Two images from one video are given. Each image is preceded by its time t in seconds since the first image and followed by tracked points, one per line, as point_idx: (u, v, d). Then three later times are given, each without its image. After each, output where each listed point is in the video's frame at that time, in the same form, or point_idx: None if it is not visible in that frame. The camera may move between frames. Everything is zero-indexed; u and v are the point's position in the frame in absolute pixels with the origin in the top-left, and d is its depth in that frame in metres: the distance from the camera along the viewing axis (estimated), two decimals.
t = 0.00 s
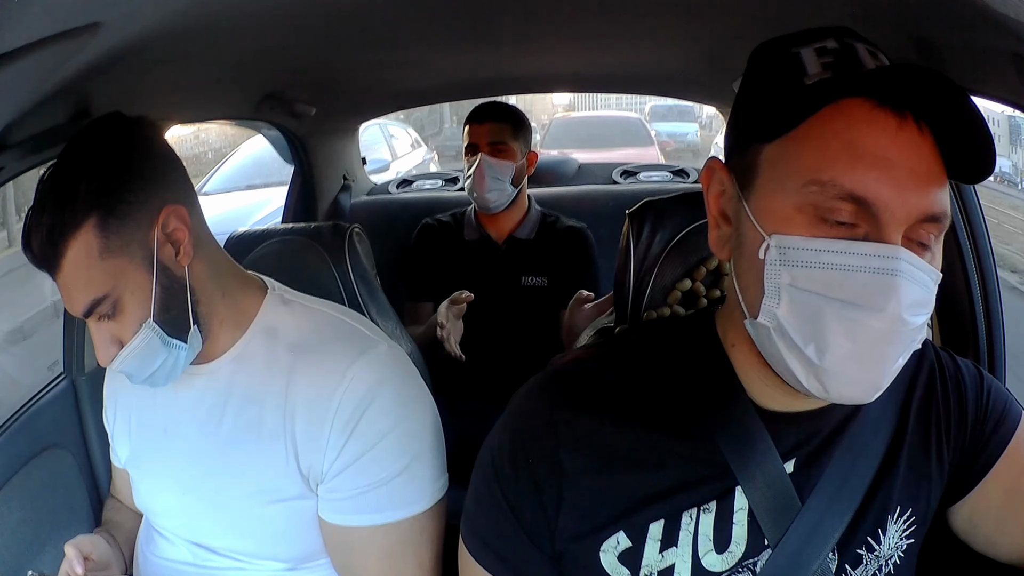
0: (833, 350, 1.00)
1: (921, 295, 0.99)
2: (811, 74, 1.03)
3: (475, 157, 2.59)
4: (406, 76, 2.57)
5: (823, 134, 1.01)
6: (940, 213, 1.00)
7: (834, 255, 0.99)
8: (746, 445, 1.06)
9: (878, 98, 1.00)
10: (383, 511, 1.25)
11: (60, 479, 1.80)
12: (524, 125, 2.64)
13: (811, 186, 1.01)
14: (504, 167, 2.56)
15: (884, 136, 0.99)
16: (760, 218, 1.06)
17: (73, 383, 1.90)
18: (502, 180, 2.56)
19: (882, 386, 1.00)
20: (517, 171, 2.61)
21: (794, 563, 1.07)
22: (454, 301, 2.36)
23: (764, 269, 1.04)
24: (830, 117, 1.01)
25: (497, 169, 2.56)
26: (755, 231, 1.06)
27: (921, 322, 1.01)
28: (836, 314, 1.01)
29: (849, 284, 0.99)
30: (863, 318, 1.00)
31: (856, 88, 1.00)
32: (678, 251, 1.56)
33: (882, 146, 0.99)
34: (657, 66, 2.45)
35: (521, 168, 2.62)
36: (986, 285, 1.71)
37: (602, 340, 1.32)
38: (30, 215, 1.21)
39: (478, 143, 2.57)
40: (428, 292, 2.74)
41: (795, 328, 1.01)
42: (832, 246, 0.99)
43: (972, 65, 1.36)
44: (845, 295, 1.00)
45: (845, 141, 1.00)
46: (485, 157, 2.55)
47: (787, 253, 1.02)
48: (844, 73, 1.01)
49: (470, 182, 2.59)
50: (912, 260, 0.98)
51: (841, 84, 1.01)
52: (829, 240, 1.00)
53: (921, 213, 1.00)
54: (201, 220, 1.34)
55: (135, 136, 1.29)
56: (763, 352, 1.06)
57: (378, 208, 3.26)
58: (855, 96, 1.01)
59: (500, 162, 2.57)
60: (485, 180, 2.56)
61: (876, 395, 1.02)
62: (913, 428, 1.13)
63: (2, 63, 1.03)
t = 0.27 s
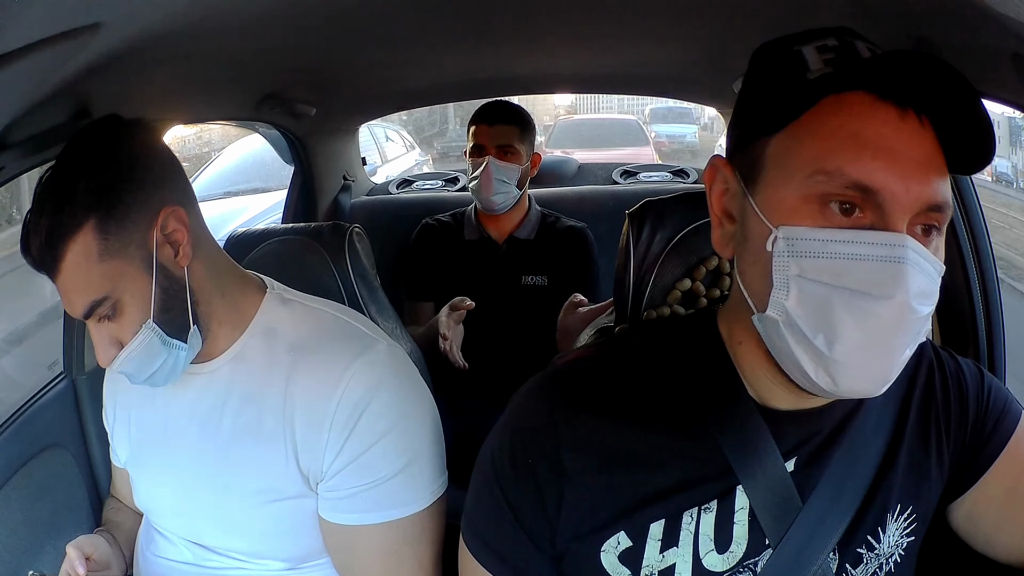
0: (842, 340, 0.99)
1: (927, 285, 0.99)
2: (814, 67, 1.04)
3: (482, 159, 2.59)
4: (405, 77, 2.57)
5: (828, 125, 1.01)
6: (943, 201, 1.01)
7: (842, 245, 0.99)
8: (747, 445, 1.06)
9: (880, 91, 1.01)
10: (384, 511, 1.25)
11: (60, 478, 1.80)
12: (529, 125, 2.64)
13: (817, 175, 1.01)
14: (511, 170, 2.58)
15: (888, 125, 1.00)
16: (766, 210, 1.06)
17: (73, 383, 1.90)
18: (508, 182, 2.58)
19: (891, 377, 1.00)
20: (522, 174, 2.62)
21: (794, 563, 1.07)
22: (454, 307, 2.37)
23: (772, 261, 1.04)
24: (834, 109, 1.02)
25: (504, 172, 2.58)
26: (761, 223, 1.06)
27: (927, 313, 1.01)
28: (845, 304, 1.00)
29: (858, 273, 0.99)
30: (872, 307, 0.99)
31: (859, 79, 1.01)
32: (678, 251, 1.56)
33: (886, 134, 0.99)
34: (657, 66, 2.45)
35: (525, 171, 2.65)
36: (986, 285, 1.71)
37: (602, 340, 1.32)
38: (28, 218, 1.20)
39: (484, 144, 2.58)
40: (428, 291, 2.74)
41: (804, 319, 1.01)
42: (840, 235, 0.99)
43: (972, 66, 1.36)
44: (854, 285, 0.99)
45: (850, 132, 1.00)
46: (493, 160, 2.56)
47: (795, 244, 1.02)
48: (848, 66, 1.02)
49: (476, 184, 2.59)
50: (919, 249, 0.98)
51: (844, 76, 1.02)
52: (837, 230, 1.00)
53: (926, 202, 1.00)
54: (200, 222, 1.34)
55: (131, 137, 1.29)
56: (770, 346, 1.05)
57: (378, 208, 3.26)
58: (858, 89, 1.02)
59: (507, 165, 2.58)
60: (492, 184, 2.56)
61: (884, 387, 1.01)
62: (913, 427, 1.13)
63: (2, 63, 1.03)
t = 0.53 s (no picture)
0: (837, 318, 0.99)
1: (920, 260, 0.99)
2: (796, 58, 1.07)
3: (486, 156, 2.59)
4: (405, 77, 2.57)
5: (812, 109, 1.04)
6: (929, 180, 1.02)
7: (831, 223, 1.00)
8: (747, 443, 1.06)
9: (862, 76, 1.04)
10: (382, 511, 1.25)
11: (60, 478, 1.80)
12: (531, 126, 2.66)
13: (805, 157, 1.03)
14: (514, 169, 2.58)
15: (870, 107, 1.02)
16: (758, 197, 1.07)
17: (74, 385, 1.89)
18: (510, 180, 2.58)
19: (890, 355, 0.98)
20: (523, 173, 2.63)
21: (794, 561, 1.07)
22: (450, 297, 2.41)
23: (765, 245, 1.05)
24: (817, 94, 1.04)
25: (506, 170, 2.57)
26: (755, 211, 1.07)
27: (924, 291, 1.00)
28: (839, 282, 1.00)
29: (849, 249, 0.99)
30: (866, 283, 0.99)
31: (841, 65, 1.04)
32: (678, 252, 1.56)
33: (869, 115, 1.02)
34: (657, 66, 2.45)
35: (527, 171, 2.65)
36: (986, 285, 1.71)
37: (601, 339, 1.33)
38: (34, 204, 1.21)
39: (488, 142, 2.59)
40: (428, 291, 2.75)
41: (798, 299, 1.01)
42: (829, 214, 1.00)
43: (972, 66, 1.36)
44: (845, 261, 0.99)
45: (834, 114, 1.02)
46: (497, 158, 2.55)
47: (786, 226, 1.03)
48: (829, 53, 1.05)
49: (479, 180, 2.58)
50: (909, 225, 0.98)
51: (826, 62, 1.05)
52: (826, 210, 1.01)
53: (912, 181, 1.01)
54: (204, 218, 1.35)
55: (140, 131, 1.30)
56: (767, 333, 1.05)
57: (378, 208, 3.27)
58: (840, 76, 1.04)
59: (509, 163, 2.59)
60: (495, 180, 2.55)
61: (885, 368, 0.99)
62: (913, 426, 1.13)
63: (2, 62, 1.03)
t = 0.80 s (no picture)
0: (837, 309, 0.98)
1: (918, 250, 0.99)
2: (790, 52, 1.07)
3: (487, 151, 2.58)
4: (405, 77, 2.57)
5: (806, 102, 1.04)
6: (925, 168, 1.02)
7: (829, 214, 1.00)
8: (747, 443, 1.06)
9: (855, 68, 1.04)
10: (382, 510, 1.25)
11: (60, 478, 1.80)
12: (532, 125, 2.67)
13: (801, 149, 1.03)
14: (514, 164, 2.57)
15: (864, 96, 1.02)
16: (755, 191, 1.07)
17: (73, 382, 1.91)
18: (510, 177, 2.57)
19: (892, 346, 0.98)
20: (523, 171, 2.62)
21: (794, 561, 1.07)
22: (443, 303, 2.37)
23: (763, 239, 1.05)
24: (811, 86, 1.04)
25: (505, 166, 2.57)
26: (751, 206, 1.07)
27: (923, 281, 1.00)
28: (838, 273, 1.00)
29: (847, 239, 0.99)
30: (865, 273, 0.98)
31: (834, 56, 1.04)
32: (677, 251, 1.56)
33: (862, 105, 1.02)
34: (657, 67, 2.45)
35: (528, 170, 2.65)
36: (986, 285, 1.71)
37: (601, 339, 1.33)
38: (33, 203, 1.22)
39: (490, 138, 2.60)
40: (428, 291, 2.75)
41: (798, 291, 1.01)
42: (826, 205, 1.00)
43: (972, 66, 1.36)
44: (844, 250, 0.99)
45: (828, 106, 1.02)
46: (498, 153, 2.55)
47: (784, 219, 1.03)
48: (822, 45, 1.05)
49: (479, 176, 2.58)
50: (906, 214, 0.98)
51: (819, 53, 1.05)
52: (823, 201, 1.01)
53: (908, 170, 1.01)
54: (204, 218, 1.35)
55: (140, 132, 1.30)
56: (767, 328, 1.05)
57: (378, 208, 3.27)
58: (834, 68, 1.04)
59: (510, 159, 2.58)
60: (495, 175, 2.55)
61: (887, 359, 0.99)
62: (913, 427, 1.13)
63: (2, 63, 1.03)
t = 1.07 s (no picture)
0: (832, 311, 0.98)
1: (913, 252, 0.98)
2: (786, 52, 1.07)
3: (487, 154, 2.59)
4: (405, 76, 2.57)
5: (799, 104, 1.04)
6: (921, 169, 1.01)
7: (823, 217, 1.00)
8: (750, 445, 1.06)
9: (851, 69, 1.04)
10: (381, 510, 1.25)
11: (60, 478, 1.80)
12: (535, 126, 2.67)
13: (794, 152, 1.03)
14: (514, 167, 2.58)
15: (857, 98, 1.02)
16: (749, 193, 1.07)
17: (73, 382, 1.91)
18: (512, 179, 2.59)
19: (887, 348, 0.97)
20: (524, 172, 2.63)
21: (797, 562, 1.07)
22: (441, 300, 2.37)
23: (757, 241, 1.05)
24: (807, 88, 1.04)
25: (507, 168, 2.58)
26: (747, 207, 1.07)
27: (920, 283, 1.00)
28: (832, 276, 1.00)
29: (841, 242, 0.98)
30: (859, 276, 0.98)
31: (828, 58, 1.04)
32: (678, 251, 1.56)
33: (856, 107, 1.01)
34: (657, 66, 2.45)
35: (529, 169, 2.67)
36: (986, 285, 1.70)
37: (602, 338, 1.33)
38: (34, 202, 1.22)
39: (489, 139, 2.59)
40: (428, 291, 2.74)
41: (792, 294, 1.01)
42: (820, 208, 1.00)
43: (971, 66, 1.36)
44: (838, 254, 0.99)
45: (822, 108, 1.02)
46: (498, 156, 2.56)
47: (778, 222, 1.03)
48: (817, 45, 1.05)
49: (481, 177, 2.58)
50: (900, 216, 0.98)
51: (813, 54, 1.04)
52: (817, 204, 1.01)
53: (904, 172, 1.01)
54: (204, 217, 1.35)
55: (142, 130, 1.30)
56: (763, 329, 1.05)
57: (378, 208, 3.27)
58: (829, 69, 1.04)
59: (511, 162, 2.59)
60: (496, 178, 2.56)
61: (883, 360, 0.98)
62: (914, 426, 1.13)
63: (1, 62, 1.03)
